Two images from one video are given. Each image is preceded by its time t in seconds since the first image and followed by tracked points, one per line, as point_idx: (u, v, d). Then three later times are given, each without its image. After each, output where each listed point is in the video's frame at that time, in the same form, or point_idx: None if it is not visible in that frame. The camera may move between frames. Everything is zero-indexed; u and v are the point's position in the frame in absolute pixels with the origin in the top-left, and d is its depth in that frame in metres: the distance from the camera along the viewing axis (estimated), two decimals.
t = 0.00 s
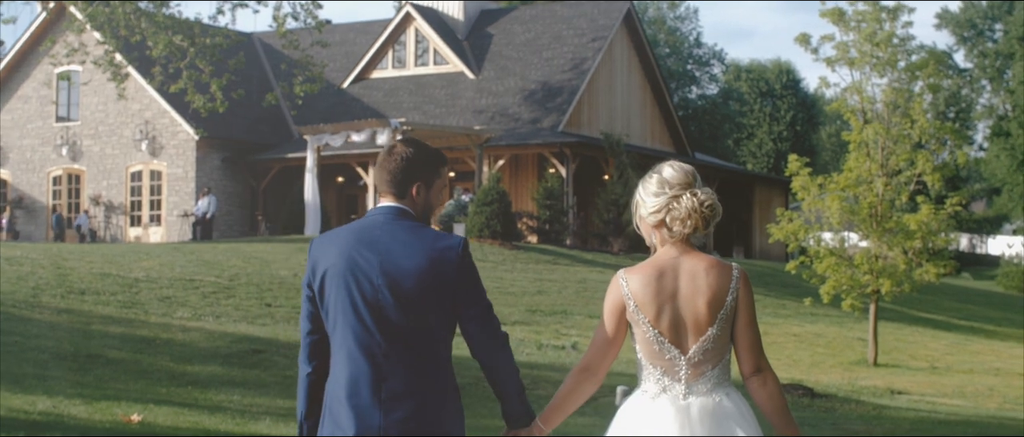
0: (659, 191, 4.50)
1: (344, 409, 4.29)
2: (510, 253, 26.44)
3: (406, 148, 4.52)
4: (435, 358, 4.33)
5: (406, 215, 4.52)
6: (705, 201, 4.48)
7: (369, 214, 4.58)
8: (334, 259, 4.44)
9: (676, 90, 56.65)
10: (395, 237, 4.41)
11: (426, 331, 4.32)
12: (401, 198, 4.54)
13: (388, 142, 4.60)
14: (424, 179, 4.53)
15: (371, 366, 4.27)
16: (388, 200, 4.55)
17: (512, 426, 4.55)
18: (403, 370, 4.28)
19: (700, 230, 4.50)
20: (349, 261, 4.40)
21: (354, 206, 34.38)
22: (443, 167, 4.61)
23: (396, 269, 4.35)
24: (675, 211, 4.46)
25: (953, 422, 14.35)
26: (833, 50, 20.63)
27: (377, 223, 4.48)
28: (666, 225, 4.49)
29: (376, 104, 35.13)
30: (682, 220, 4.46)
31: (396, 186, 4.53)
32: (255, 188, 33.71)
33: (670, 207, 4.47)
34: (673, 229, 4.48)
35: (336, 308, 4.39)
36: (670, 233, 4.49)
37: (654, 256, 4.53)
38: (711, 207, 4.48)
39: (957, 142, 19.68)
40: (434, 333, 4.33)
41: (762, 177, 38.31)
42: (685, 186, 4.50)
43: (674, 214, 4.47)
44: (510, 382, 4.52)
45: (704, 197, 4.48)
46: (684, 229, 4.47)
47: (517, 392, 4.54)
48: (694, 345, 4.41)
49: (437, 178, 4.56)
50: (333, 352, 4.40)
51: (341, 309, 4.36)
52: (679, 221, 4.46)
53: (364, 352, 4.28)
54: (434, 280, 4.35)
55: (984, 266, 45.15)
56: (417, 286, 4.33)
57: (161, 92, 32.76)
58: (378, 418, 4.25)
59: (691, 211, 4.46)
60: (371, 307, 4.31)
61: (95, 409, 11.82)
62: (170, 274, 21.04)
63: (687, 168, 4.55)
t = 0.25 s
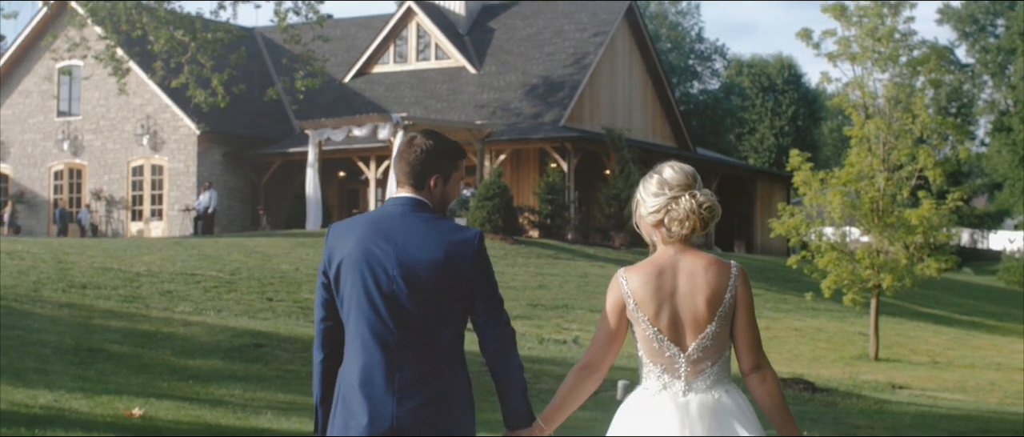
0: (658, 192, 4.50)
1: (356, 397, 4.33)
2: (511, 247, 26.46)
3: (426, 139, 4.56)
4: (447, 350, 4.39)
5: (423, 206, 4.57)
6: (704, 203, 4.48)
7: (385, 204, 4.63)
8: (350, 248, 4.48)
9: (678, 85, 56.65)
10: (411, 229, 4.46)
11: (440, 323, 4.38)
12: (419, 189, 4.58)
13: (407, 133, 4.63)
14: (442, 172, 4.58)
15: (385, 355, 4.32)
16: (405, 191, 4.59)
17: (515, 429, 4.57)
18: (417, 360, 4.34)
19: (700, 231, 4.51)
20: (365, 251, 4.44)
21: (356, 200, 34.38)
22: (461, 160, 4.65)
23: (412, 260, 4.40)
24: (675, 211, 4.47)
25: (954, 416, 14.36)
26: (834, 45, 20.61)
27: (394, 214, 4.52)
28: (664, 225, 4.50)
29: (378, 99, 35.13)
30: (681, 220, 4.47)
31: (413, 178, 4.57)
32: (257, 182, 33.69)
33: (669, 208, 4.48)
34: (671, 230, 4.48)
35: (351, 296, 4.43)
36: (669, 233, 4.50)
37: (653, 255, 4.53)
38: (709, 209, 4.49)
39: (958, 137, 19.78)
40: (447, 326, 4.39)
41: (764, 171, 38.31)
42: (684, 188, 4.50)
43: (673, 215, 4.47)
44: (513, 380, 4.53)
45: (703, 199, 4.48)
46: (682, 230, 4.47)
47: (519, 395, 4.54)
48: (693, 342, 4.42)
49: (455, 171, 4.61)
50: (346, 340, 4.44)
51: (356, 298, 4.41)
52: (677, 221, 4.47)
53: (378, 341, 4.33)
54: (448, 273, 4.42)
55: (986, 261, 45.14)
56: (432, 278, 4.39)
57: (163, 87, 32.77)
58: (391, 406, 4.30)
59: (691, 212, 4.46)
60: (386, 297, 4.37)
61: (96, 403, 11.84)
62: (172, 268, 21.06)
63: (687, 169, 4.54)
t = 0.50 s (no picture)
0: (656, 190, 4.51)
1: (366, 384, 4.43)
2: (512, 239, 26.46)
3: (439, 133, 4.56)
4: (457, 340, 4.45)
5: (435, 198, 4.61)
6: (701, 202, 4.49)
7: (399, 194, 4.67)
8: (363, 237, 4.55)
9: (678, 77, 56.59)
10: (423, 220, 4.51)
11: (449, 313, 4.43)
12: (432, 182, 4.62)
13: (422, 125, 4.65)
14: (456, 165, 4.61)
15: (394, 344, 4.40)
16: (418, 183, 4.63)
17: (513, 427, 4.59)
18: (425, 349, 4.41)
19: (696, 229, 4.51)
20: (377, 240, 4.50)
21: (356, 192, 34.37)
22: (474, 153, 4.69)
23: (423, 250, 4.45)
24: (670, 210, 4.48)
25: (954, 408, 14.36)
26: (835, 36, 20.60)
27: (407, 205, 4.57)
28: (661, 223, 4.51)
29: (378, 90, 35.11)
30: (677, 219, 4.47)
31: (426, 169, 4.60)
32: (257, 174, 33.71)
33: (665, 206, 4.49)
34: (667, 228, 4.49)
35: (363, 285, 4.50)
36: (666, 231, 4.50)
37: (650, 252, 4.54)
38: (705, 208, 4.50)
39: (959, 129, 19.77)
40: (457, 315, 4.45)
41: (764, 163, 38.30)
42: (681, 187, 4.51)
43: (669, 213, 4.48)
44: (513, 376, 4.55)
45: (700, 198, 4.50)
46: (679, 228, 4.47)
47: (520, 392, 4.57)
48: (691, 339, 4.43)
49: (468, 165, 4.65)
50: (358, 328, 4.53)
51: (368, 287, 4.47)
52: (673, 220, 4.47)
53: (388, 331, 4.40)
54: (458, 264, 4.45)
55: (986, 252, 45.13)
56: (443, 270, 4.44)
57: (163, 78, 32.74)
58: (399, 395, 4.39)
59: (686, 212, 4.47)
60: (397, 287, 4.42)
61: (97, 394, 11.85)
62: (172, 260, 21.06)
63: (684, 168, 4.55)
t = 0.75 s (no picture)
0: (649, 185, 4.50)
1: (369, 373, 4.43)
2: (510, 230, 26.45)
3: (447, 124, 4.58)
4: (461, 331, 4.46)
5: (441, 189, 4.60)
6: (694, 197, 4.48)
7: (404, 185, 4.66)
8: (369, 227, 4.54)
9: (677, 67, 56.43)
10: (429, 210, 4.51)
11: (453, 303, 4.43)
12: (438, 172, 4.61)
13: (431, 116, 4.65)
14: (461, 156, 4.60)
15: (398, 333, 4.40)
16: (425, 173, 4.62)
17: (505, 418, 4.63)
18: (429, 339, 4.41)
19: (691, 224, 4.50)
20: (383, 230, 4.50)
21: (354, 183, 34.33)
22: (481, 145, 4.68)
23: (429, 241, 4.45)
24: (664, 204, 4.47)
25: (952, 399, 14.38)
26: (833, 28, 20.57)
27: (413, 195, 4.56)
28: (655, 217, 4.50)
29: (376, 81, 35.09)
30: (669, 214, 4.46)
31: (432, 161, 4.60)
32: (255, 165, 33.71)
33: (658, 201, 4.48)
34: (661, 221, 4.48)
35: (368, 274, 4.50)
36: (660, 225, 4.49)
37: (645, 245, 4.54)
38: (699, 203, 4.49)
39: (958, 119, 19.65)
40: (462, 307, 4.45)
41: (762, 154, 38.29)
42: (674, 182, 4.50)
43: (662, 207, 4.47)
44: (512, 369, 4.58)
45: (692, 193, 4.49)
46: (672, 222, 4.47)
47: (518, 381, 4.60)
48: (686, 331, 4.43)
49: (474, 157, 4.64)
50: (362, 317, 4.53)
51: (374, 276, 4.47)
52: (666, 214, 4.46)
53: (391, 320, 4.40)
54: (464, 256, 4.45)
55: (984, 243, 45.15)
56: (448, 261, 4.44)
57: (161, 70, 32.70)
58: (402, 384, 4.39)
59: (679, 206, 4.46)
60: (402, 276, 4.42)
61: (95, 385, 11.86)
62: (170, 251, 21.05)
63: (677, 162, 4.53)
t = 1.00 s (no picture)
0: (643, 176, 4.50)
1: (369, 364, 4.43)
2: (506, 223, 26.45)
3: (449, 119, 4.60)
4: (461, 323, 4.46)
5: (443, 183, 4.61)
6: (688, 188, 4.50)
7: (406, 179, 4.68)
8: (371, 220, 4.56)
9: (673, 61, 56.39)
10: (431, 204, 4.53)
11: (454, 296, 4.44)
12: (439, 167, 4.62)
13: (432, 111, 4.68)
14: (462, 150, 4.62)
15: (399, 324, 4.40)
16: (427, 167, 4.64)
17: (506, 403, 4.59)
18: (429, 331, 4.41)
19: (685, 214, 4.52)
20: (384, 222, 4.52)
21: (350, 176, 34.31)
22: (481, 140, 4.70)
23: (430, 234, 4.47)
24: (659, 195, 4.48)
25: (948, 392, 14.40)
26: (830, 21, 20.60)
27: (415, 189, 4.58)
28: (649, 208, 4.51)
29: (372, 75, 35.07)
30: (664, 205, 4.48)
31: (434, 155, 4.61)
32: (252, 159, 33.68)
33: (654, 192, 4.49)
34: (656, 212, 4.49)
35: (370, 266, 4.51)
36: (655, 215, 4.51)
37: (640, 236, 4.54)
38: (693, 193, 4.50)
39: (954, 113, 19.72)
40: (462, 299, 4.46)
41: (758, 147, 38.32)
42: (668, 172, 4.50)
43: (658, 198, 4.49)
44: (512, 360, 4.58)
45: (687, 184, 4.50)
46: (667, 212, 4.48)
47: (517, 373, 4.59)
48: (680, 319, 4.44)
49: (476, 151, 4.66)
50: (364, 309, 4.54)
51: (375, 268, 4.49)
52: (662, 205, 4.48)
53: (392, 311, 4.41)
54: (464, 249, 4.46)
55: (979, 236, 45.18)
56: (449, 254, 4.45)
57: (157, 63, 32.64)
58: (401, 375, 4.39)
59: (674, 197, 4.47)
60: (404, 269, 4.44)
61: (91, 379, 11.85)
62: (166, 245, 21.04)
63: (671, 152, 4.54)
